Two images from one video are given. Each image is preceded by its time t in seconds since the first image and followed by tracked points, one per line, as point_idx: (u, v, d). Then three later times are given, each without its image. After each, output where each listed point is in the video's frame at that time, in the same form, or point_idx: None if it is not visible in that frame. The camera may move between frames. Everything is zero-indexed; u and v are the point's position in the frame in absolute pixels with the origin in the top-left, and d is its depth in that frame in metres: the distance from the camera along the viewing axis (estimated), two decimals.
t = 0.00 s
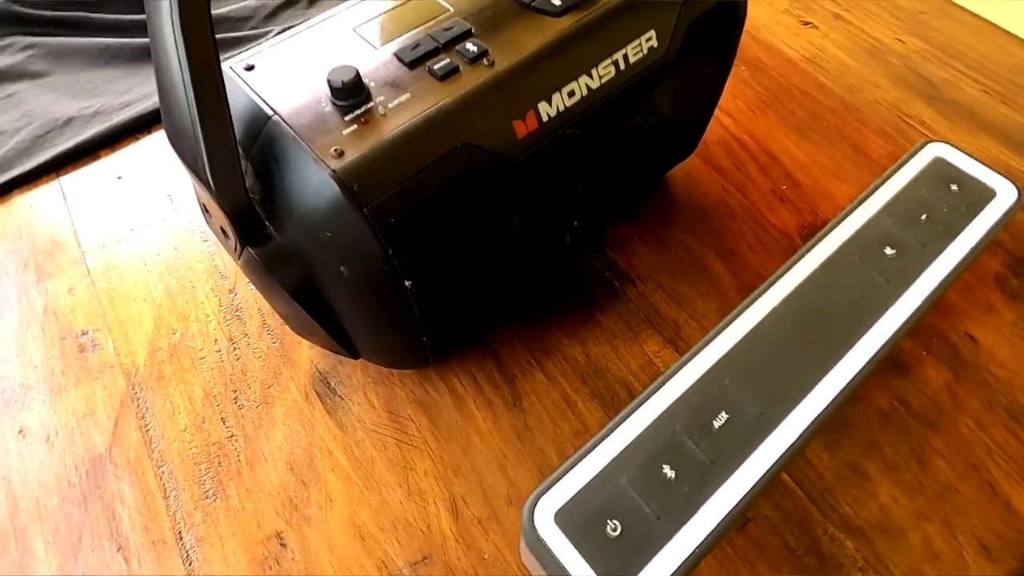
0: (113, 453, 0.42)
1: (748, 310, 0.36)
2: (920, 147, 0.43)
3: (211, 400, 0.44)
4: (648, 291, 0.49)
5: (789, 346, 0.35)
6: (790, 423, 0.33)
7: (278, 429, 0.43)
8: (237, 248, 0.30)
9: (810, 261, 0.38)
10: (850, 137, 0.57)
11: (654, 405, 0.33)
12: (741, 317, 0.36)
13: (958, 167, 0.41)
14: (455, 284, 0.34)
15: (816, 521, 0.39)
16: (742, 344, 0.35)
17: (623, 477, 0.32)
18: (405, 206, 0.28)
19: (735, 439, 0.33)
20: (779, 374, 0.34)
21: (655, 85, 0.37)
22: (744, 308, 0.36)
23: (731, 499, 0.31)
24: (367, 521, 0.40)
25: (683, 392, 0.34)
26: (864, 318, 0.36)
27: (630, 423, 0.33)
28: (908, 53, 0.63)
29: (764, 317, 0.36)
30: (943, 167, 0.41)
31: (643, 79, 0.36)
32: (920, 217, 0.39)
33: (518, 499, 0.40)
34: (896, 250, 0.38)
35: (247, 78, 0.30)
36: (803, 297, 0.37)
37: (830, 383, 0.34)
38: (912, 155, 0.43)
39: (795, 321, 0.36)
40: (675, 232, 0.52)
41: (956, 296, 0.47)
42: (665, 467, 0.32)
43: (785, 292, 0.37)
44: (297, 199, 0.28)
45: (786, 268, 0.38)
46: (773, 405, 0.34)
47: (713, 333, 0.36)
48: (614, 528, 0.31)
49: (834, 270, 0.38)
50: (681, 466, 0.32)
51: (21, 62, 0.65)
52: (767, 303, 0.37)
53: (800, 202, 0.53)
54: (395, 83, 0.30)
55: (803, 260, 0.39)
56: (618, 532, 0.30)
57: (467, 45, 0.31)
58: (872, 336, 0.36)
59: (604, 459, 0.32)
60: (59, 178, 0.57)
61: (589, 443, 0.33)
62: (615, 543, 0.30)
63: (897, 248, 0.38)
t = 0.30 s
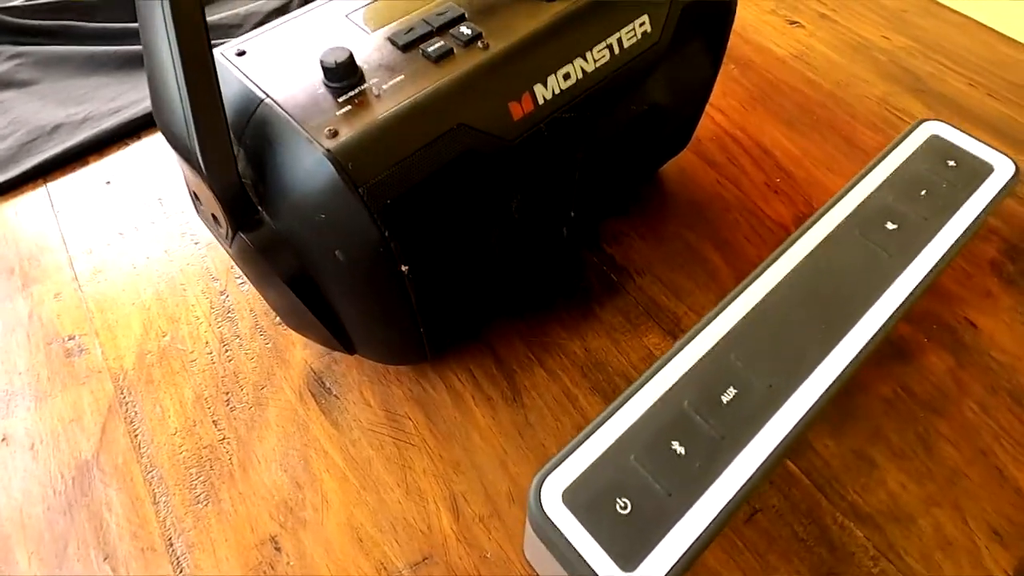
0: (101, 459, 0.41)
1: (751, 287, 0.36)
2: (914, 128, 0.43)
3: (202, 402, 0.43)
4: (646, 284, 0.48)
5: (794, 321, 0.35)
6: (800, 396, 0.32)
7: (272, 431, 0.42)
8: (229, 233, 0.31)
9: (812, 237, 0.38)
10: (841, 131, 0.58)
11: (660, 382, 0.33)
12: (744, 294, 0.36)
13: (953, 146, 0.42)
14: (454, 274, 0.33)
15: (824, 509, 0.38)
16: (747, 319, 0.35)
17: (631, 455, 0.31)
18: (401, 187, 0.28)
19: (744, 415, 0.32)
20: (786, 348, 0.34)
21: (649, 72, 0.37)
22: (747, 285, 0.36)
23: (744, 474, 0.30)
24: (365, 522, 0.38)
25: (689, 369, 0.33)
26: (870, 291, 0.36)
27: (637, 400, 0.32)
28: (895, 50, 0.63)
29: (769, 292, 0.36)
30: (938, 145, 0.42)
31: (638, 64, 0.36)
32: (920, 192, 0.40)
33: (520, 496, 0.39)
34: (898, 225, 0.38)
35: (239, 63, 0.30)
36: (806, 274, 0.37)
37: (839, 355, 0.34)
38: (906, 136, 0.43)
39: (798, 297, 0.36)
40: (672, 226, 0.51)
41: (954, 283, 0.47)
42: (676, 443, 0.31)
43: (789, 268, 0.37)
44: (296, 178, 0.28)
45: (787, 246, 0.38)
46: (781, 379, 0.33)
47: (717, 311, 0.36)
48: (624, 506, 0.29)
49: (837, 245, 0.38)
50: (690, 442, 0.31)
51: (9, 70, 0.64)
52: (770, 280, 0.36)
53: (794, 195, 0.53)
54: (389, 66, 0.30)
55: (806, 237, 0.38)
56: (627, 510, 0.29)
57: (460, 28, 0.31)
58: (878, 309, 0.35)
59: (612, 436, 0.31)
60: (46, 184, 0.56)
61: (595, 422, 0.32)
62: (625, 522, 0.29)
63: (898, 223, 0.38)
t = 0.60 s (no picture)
0: (88, 466, 0.40)
1: (748, 269, 0.36)
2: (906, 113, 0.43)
3: (193, 407, 0.42)
4: (643, 281, 0.48)
5: (793, 302, 0.35)
6: (802, 375, 0.32)
7: (264, 435, 0.41)
8: (221, 224, 0.30)
9: (809, 219, 0.38)
10: (832, 129, 0.58)
11: (660, 364, 0.32)
12: (742, 276, 0.35)
13: (946, 129, 0.42)
14: (449, 266, 0.33)
15: (829, 502, 0.38)
16: (746, 300, 0.34)
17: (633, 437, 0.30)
18: (395, 174, 0.28)
19: (747, 395, 0.32)
20: (786, 328, 0.34)
21: (641, 65, 0.37)
22: (744, 268, 0.36)
23: (747, 454, 0.30)
24: (361, 526, 0.37)
25: (689, 350, 0.33)
26: (868, 270, 0.36)
27: (637, 382, 0.32)
28: (882, 51, 0.64)
29: (768, 273, 0.36)
30: (930, 129, 0.42)
31: (630, 54, 0.36)
32: (915, 173, 0.40)
33: (519, 496, 0.38)
34: (894, 205, 0.38)
35: (229, 54, 0.30)
36: (804, 255, 0.36)
37: (841, 333, 0.33)
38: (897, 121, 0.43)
39: (797, 278, 0.35)
40: (667, 223, 0.51)
41: (950, 275, 0.47)
42: (678, 423, 0.30)
43: (787, 248, 0.36)
44: (289, 164, 0.28)
45: (783, 229, 0.37)
46: (783, 359, 0.32)
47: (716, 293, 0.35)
48: (627, 488, 0.29)
49: (834, 226, 0.38)
50: (693, 422, 0.30)
51: None
52: (767, 262, 0.36)
53: (788, 192, 0.54)
54: (381, 55, 0.30)
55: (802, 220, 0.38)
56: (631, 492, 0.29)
57: (452, 18, 0.31)
58: (877, 289, 0.35)
59: (614, 417, 0.31)
60: (35, 192, 0.55)
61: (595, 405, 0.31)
62: (629, 503, 0.28)
63: (895, 203, 0.38)
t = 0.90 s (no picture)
0: (83, 474, 0.40)
1: (746, 260, 0.36)
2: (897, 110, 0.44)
3: (191, 414, 0.42)
4: (642, 284, 0.48)
5: (792, 291, 0.35)
6: (803, 362, 0.32)
7: (262, 441, 0.40)
8: (221, 223, 0.30)
9: (805, 212, 0.38)
10: (826, 134, 0.58)
11: (660, 353, 0.32)
12: (740, 267, 0.35)
13: (936, 124, 0.42)
14: (448, 266, 0.33)
15: (835, 502, 0.37)
16: (744, 290, 0.34)
17: (634, 424, 0.30)
18: (392, 170, 0.29)
19: (747, 382, 0.31)
20: (785, 316, 0.33)
21: (635, 66, 0.38)
22: (742, 258, 0.36)
23: (749, 441, 0.29)
24: (360, 532, 0.37)
25: (688, 339, 0.33)
26: (866, 260, 0.36)
27: (637, 370, 0.31)
28: (872, 58, 0.64)
29: (765, 264, 0.36)
30: (921, 125, 0.42)
31: (624, 56, 0.37)
32: (909, 166, 0.40)
33: (520, 499, 0.38)
34: (889, 197, 0.39)
35: (230, 57, 0.31)
36: (800, 246, 0.36)
37: (840, 321, 0.33)
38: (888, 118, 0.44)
39: (794, 267, 0.35)
40: (664, 227, 0.51)
41: (947, 274, 0.47)
42: (679, 411, 0.30)
43: (784, 239, 0.37)
44: (288, 161, 0.28)
45: (779, 222, 0.38)
46: (783, 346, 0.32)
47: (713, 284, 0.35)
48: (629, 475, 0.28)
49: (830, 218, 0.38)
50: (694, 409, 0.30)
51: (3, 98, 0.65)
52: (765, 252, 0.36)
53: (784, 196, 0.54)
54: (379, 56, 0.30)
55: (797, 213, 0.39)
56: (633, 479, 0.28)
57: (448, 20, 0.32)
58: (875, 278, 0.35)
59: (614, 405, 0.30)
60: (36, 205, 0.56)
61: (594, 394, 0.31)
62: (631, 490, 0.28)
63: (890, 195, 0.39)
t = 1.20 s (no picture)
0: (87, 484, 0.39)
1: (749, 256, 0.36)
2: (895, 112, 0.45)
3: (195, 424, 0.42)
4: (646, 291, 0.48)
5: (795, 286, 0.35)
6: (808, 355, 0.32)
7: (267, 449, 0.40)
8: (228, 226, 0.31)
9: (806, 210, 0.38)
10: (825, 143, 0.59)
11: (664, 347, 0.32)
12: (742, 263, 0.36)
13: (934, 125, 0.43)
14: (452, 269, 0.33)
15: (845, 507, 0.37)
16: (747, 285, 0.35)
17: (640, 416, 0.29)
18: (397, 171, 0.29)
19: (752, 375, 0.31)
20: (789, 310, 0.33)
21: (635, 74, 0.38)
22: (744, 255, 0.36)
23: (754, 433, 0.29)
24: (365, 540, 0.36)
25: (692, 333, 0.33)
26: (868, 256, 0.36)
27: (642, 364, 0.31)
28: (869, 70, 0.65)
29: (767, 260, 0.36)
30: (919, 125, 0.43)
31: (624, 63, 0.38)
32: (908, 164, 0.40)
33: (526, 506, 0.37)
34: (889, 194, 0.39)
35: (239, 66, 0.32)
36: (802, 242, 0.37)
37: (844, 314, 0.33)
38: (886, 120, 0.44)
39: (796, 263, 0.36)
40: (667, 236, 0.51)
41: (951, 278, 0.47)
42: (685, 403, 0.30)
43: (785, 236, 0.37)
44: (296, 162, 0.29)
45: (781, 220, 0.38)
46: (788, 339, 0.32)
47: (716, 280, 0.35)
48: (636, 466, 0.28)
49: (831, 216, 0.38)
50: (700, 401, 0.30)
51: (17, 117, 0.67)
52: (767, 249, 0.36)
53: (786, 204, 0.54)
54: (384, 63, 0.31)
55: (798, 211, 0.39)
56: (639, 470, 0.28)
57: (451, 29, 0.32)
58: (878, 274, 0.35)
59: (620, 398, 0.30)
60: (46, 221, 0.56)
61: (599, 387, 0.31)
62: (638, 482, 0.27)
63: (890, 193, 0.39)
